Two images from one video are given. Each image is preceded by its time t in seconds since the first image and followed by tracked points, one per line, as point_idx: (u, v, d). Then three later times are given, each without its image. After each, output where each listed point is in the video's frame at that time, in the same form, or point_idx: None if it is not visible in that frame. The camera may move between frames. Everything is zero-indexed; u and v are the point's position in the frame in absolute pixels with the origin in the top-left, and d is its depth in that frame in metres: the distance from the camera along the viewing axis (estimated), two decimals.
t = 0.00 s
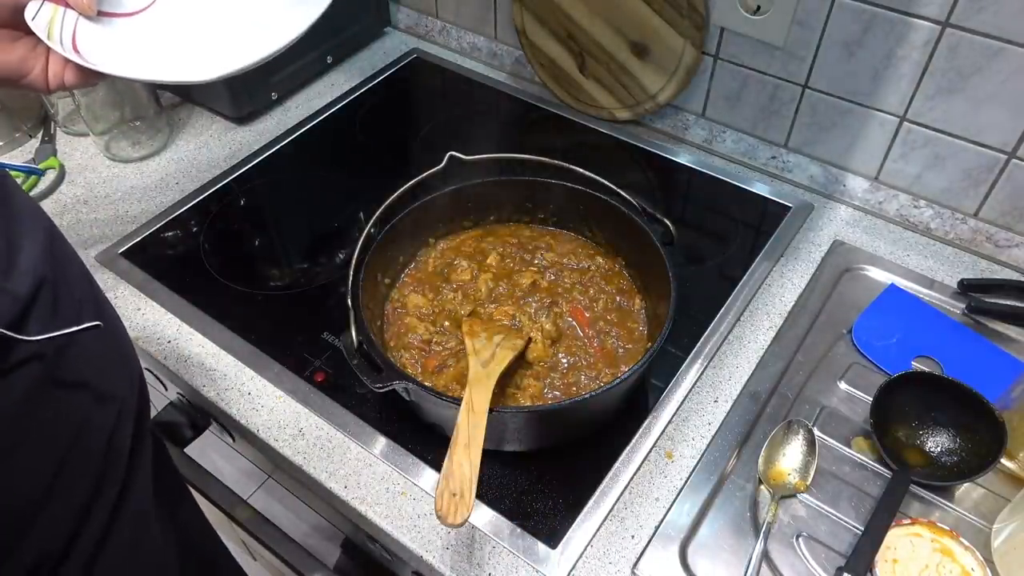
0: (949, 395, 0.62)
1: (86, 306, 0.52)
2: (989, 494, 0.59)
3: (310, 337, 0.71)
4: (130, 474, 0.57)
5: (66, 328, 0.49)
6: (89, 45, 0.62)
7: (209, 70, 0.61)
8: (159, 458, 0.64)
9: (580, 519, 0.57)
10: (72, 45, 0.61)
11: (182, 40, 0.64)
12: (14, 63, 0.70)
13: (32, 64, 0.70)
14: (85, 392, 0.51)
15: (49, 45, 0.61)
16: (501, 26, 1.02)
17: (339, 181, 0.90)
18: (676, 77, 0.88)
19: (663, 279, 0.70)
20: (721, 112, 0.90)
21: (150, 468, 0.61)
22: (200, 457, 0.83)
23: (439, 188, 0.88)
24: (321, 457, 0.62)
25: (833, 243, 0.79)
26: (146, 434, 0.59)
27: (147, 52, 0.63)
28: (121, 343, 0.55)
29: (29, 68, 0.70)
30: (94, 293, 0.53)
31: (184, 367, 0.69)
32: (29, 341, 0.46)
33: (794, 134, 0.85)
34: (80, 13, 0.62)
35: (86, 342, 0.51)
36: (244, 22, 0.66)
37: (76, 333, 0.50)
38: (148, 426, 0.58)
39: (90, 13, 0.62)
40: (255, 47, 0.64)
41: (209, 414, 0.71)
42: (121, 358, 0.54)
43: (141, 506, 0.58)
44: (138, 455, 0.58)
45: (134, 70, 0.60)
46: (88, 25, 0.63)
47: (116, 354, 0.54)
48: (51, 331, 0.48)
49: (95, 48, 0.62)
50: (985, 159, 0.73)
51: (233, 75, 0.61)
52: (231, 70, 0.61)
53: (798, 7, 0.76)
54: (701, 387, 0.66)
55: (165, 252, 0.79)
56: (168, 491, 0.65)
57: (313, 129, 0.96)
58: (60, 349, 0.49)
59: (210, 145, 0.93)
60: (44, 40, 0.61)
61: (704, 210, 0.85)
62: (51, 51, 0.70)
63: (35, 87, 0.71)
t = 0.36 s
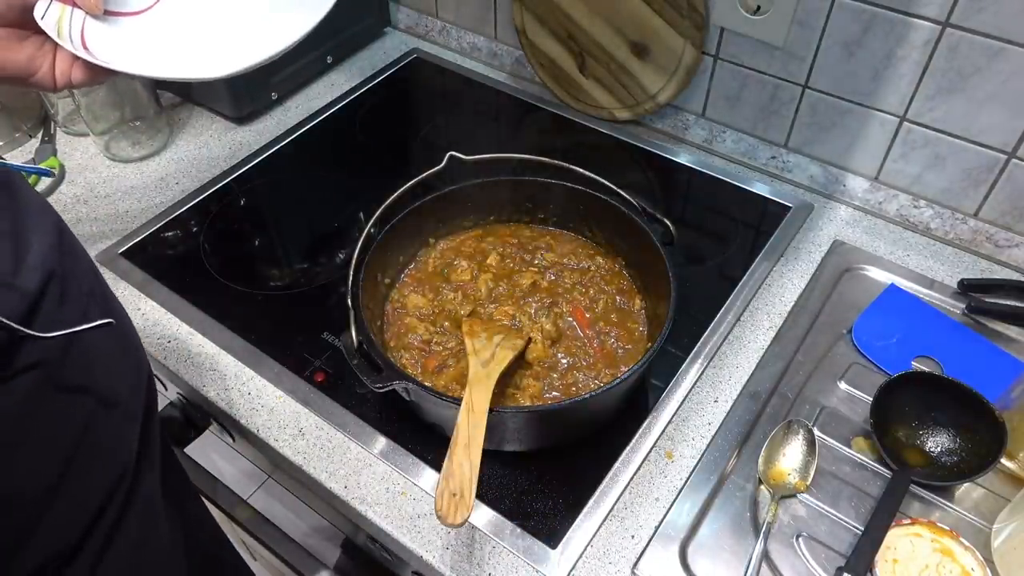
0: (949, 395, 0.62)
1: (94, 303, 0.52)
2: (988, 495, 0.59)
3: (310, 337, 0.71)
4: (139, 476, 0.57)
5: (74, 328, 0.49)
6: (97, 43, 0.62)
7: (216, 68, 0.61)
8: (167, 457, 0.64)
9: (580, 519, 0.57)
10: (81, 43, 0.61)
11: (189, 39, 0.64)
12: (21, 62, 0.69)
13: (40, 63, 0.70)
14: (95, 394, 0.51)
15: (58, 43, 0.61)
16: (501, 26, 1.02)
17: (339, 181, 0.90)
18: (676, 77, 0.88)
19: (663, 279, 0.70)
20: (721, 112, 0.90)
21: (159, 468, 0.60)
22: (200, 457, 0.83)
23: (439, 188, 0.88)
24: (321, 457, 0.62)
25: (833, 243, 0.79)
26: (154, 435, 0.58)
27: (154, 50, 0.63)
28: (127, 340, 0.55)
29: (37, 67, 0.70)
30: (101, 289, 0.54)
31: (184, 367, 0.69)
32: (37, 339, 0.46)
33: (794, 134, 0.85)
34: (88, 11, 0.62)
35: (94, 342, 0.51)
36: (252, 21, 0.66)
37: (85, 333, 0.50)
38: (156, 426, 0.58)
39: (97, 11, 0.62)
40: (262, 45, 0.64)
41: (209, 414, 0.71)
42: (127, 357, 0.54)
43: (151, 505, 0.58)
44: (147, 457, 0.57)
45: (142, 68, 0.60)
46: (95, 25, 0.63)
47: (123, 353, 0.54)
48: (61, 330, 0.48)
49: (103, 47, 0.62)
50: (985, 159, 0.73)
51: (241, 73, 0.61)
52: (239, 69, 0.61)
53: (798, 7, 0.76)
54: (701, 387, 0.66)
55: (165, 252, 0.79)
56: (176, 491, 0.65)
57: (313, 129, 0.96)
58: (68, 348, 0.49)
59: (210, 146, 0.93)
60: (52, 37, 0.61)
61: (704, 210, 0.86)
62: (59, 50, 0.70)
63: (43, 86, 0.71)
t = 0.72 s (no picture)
0: (950, 395, 0.62)
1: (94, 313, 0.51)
2: (988, 494, 0.59)
3: (310, 337, 0.71)
4: (137, 474, 0.57)
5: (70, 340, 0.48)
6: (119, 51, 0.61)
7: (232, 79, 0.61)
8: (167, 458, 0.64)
9: (580, 519, 0.57)
10: (102, 50, 0.60)
11: (203, 48, 0.64)
12: (43, 66, 0.68)
13: (61, 68, 0.69)
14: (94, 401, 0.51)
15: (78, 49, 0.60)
16: (501, 26, 1.02)
17: (339, 181, 0.90)
18: (676, 78, 0.88)
19: (663, 279, 0.70)
20: (721, 112, 0.90)
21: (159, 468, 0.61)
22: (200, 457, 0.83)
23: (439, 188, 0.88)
24: (321, 457, 0.62)
25: (833, 243, 0.79)
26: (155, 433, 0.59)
27: (173, 61, 0.62)
28: (129, 346, 0.55)
29: (58, 71, 0.69)
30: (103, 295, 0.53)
31: (184, 367, 0.69)
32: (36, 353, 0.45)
33: (794, 134, 0.85)
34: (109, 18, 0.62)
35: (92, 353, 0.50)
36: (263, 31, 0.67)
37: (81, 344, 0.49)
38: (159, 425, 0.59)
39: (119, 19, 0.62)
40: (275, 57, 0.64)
41: (209, 414, 0.71)
42: (128, 358, 0.54)
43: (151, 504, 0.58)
44: (146, 456, 0.58)
45: (163, 76, 0.60)
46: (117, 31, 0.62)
47: (121, 361, 0.53)
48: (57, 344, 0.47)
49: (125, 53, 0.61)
50: (985, 159, 0.73)
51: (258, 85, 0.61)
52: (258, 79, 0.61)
53: (798, 7, 0.76)
54: (701, 387, 0.66)
55: (165, 252, 0.79)
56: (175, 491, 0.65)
57: (314, 129, 0.96)
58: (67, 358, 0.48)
59: (210, 146, 0.93)
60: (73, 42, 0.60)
61: (704, 209, 0.86)
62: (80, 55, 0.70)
63: (61, 90, 0.70)
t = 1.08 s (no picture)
0: (950, 395, 0.62)
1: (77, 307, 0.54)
2: (988, 495, 0.59)
3: (310, 338, 0.71)
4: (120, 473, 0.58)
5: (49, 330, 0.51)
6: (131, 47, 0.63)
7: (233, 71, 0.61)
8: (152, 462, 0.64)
9: (580, 519, 0.57)
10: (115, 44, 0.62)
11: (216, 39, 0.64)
12: (66, 61, 0.72)
13: (83, 63, 0.72)
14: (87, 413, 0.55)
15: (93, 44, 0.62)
16: (501, 26, 1.02)
17: (339, 181, 0.90)
18: (676, 78, 0.88)
19: (663, 279, 0.70)
20: (721, 112, 0.90)
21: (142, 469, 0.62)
22: (200, 457, 0.83)
23: (439, 188, 0.88)
24: (321, 457, 0.62)
25: (833, 243, 0.79)
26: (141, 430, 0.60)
27: (180, 52, 0.63)
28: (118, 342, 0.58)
29: (80, 66, 0.72)
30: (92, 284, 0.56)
31: (184, 367, 0.69)
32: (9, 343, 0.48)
33: (794, 134, 0.85)
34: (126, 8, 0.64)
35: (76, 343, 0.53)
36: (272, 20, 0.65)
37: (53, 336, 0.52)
38: (149, 428, 0.62)
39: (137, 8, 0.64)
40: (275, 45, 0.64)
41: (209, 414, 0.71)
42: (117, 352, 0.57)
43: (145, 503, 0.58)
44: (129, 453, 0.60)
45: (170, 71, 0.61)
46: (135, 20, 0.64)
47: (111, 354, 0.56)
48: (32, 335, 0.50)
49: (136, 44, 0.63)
50: (985, 159, 0.73)
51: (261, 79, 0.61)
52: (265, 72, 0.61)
53: (798, 7, 0.76)
54: (701, 387, 0.66)
55: (165, 252, 0.79)
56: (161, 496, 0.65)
57: (313, 129, 0.96)
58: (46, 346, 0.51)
59: (210, 145, 0.93)
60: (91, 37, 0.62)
61: (704, 209, 0.86)
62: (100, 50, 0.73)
63: (86, 84, 0.73)
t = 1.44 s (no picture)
0: (950, 395, 0.62)
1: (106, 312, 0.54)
2: (989, 494, 0.59)
3: (310, 338, 0.71)
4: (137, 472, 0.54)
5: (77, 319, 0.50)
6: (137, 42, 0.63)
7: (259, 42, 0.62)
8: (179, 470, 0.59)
9: (580, 519, 0.57)
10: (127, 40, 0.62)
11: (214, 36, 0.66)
12: (77, 86, 0.66)
13: (94, 85, 0.67)
14: (121, 399, 0.52)
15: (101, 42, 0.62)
16: (502, 26, 1.02)
17: (339, 181, 0.90)
18: (676, 78, 0.88)
19: (663, 279, 0.71)
20: (721, 111, 0.90)
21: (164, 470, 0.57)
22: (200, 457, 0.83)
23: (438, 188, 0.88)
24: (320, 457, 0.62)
25: (833, 243, 0.79)
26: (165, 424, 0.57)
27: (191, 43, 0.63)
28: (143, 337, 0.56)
29: (92, 89, 0.67)
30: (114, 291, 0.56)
31: (184, 367, 0.69)
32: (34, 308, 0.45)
33: (793, 134, 0.85)
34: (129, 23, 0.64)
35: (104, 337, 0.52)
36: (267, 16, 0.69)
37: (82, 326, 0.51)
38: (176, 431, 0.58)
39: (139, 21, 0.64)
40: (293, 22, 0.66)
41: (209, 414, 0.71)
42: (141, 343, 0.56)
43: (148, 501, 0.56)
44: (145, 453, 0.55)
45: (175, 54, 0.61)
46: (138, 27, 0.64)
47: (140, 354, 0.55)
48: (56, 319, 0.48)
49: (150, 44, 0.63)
50: (985, 159, 0.73)
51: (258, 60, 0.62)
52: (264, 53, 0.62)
53: (798, 7, 0.76)
54: (701, 387, 0.66)
55: (165, 252, 0.79)
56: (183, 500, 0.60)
57: (313, 129, 0.96)
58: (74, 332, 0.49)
59: (210, 146, 0.93)
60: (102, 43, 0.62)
61: (704, 209, 0.86)
62: (110, 69, 0.68)
63: (98, 108, 0.68)
